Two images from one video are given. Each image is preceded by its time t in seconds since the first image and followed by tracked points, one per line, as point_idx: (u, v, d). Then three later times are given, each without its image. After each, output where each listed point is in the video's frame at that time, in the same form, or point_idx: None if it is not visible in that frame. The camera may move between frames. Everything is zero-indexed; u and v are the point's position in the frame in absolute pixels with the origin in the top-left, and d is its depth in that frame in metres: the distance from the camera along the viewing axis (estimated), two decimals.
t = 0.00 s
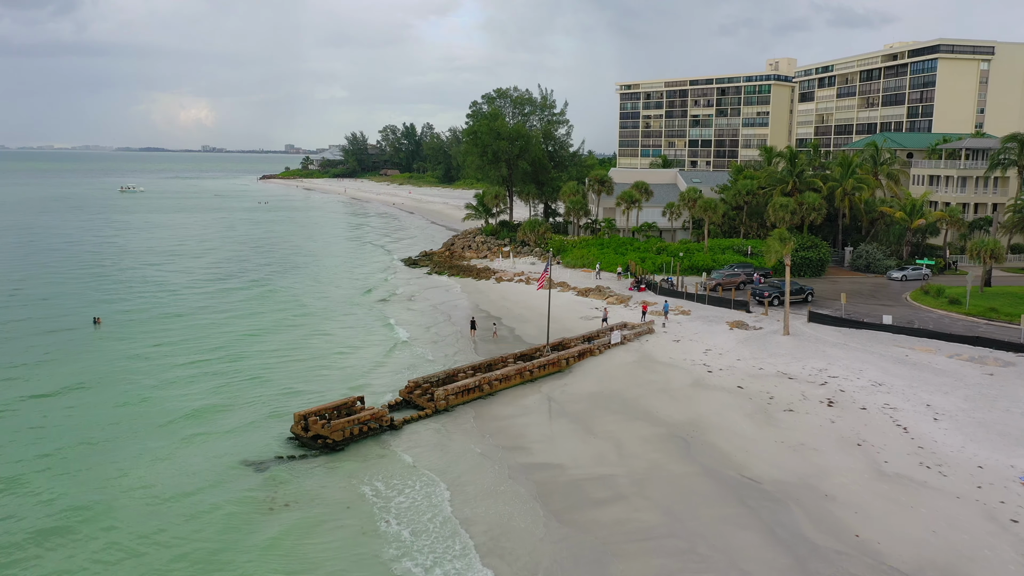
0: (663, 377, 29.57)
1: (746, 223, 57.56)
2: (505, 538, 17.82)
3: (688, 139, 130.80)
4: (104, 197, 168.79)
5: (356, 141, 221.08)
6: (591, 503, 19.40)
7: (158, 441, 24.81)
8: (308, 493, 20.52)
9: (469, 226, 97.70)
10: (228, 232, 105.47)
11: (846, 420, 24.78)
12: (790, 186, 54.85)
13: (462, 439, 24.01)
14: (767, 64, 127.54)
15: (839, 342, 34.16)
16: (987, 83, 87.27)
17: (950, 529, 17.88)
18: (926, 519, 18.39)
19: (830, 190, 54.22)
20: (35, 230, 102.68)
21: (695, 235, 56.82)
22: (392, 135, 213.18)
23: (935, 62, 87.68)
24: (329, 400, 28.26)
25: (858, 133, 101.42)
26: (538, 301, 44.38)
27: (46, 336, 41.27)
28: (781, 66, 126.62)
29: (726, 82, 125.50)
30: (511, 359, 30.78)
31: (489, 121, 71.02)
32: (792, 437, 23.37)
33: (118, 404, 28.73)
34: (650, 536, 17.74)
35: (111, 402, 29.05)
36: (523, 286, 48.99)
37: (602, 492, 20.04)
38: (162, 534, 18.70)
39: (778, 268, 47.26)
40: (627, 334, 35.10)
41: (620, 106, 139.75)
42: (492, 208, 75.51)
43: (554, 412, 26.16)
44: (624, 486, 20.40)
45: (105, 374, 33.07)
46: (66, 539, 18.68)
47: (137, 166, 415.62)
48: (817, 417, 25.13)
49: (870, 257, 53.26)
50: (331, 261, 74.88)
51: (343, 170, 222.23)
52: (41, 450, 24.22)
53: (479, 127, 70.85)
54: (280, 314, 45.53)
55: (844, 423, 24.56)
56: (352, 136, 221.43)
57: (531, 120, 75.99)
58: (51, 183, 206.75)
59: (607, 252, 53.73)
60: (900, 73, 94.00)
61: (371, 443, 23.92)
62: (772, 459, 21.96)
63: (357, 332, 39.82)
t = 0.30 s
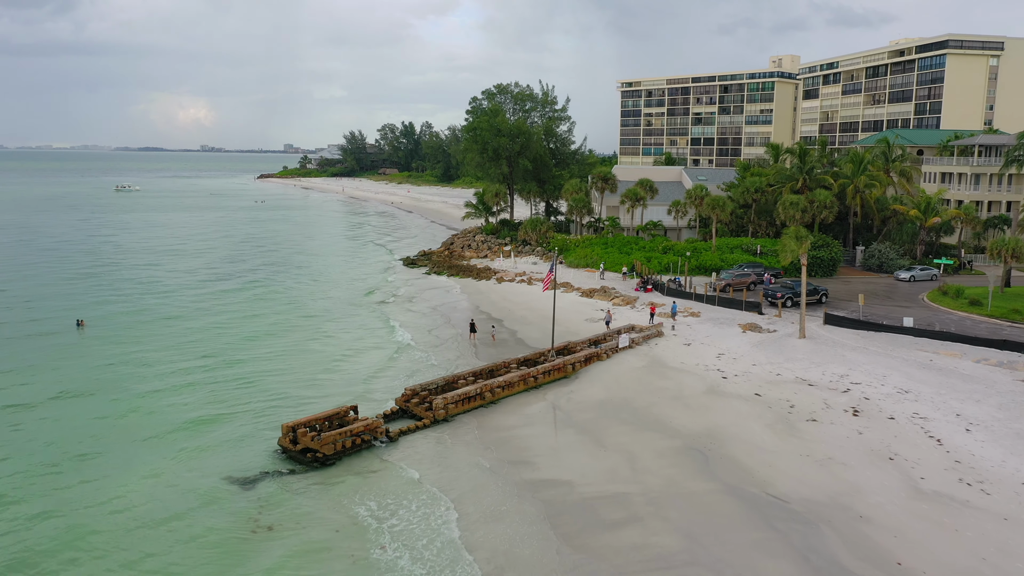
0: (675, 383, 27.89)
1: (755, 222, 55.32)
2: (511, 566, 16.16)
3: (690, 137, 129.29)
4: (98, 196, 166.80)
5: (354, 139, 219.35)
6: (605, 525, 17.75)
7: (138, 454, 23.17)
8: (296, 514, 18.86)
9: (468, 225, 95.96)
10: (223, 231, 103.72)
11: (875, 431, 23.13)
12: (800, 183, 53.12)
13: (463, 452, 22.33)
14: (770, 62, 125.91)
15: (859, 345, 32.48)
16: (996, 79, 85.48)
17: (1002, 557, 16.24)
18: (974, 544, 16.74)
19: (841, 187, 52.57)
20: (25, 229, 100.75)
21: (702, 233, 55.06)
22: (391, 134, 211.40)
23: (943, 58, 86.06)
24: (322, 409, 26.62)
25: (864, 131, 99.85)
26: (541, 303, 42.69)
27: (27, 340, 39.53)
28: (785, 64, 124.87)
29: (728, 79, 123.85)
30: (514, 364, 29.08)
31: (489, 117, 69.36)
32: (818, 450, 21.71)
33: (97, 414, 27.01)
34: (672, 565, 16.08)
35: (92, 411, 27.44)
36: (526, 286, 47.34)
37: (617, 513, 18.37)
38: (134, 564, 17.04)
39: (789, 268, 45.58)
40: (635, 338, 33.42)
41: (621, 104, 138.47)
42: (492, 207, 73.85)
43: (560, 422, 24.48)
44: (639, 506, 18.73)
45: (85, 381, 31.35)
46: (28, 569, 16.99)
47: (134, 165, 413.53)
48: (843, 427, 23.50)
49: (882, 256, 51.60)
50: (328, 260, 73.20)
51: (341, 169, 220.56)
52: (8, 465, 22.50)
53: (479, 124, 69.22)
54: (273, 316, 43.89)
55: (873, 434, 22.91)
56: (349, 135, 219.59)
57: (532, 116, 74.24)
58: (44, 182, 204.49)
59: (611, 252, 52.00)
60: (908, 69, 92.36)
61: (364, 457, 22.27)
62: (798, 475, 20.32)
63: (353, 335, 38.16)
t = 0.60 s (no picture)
0: (689, 391, 26.23)
1: (764, 221, 53.55)
2: None
3: (693, 135, 127.70)
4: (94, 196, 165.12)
5: (352, 138, 217.59)
6: (621, 553, 16.10)
7: (114, 470, 21.58)
8: (280, 539, 17.23)
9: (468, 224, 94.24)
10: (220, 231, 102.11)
11: (908, 444, 21.46)
12: (811, 181, 51.46)
13: (463, 467, 20.65)
14: (773, 59, 124.17)
15: (880, 350, 30.83)
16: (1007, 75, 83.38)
17: None
18: None
19: (853, 185, 50.91)
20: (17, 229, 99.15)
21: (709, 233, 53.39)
22: (389, 132, 209.67)
23: (952, 54, 84.30)
24: (312, 420, 24.99)
25: (870, 129, 98.23)
26: (544, 304, 41.07)
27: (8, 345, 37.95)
28: (789, 61, 122.89)
29: (731, 76, 122.17)
30: (518, 370, 27.41)
31: (489, 114, 67.73)
32: (849, 467, 20.05)
33: (72, 426, 25.39)
34: None
35: (69, 422, 25.85)
36: (528, 287, 45.70)
37: (634, 538, 16.71)
38: None
39: (801, 268, 43.93)
40: (645, 341, 31.72)
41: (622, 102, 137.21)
42: (493, 205, 72.21)
43: (567, 433, 22.79)
44: (658, 530, 17.07)
45: (64, 389, 29.74)
46: None
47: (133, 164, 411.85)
48: (872, 440, 21.81)
49: (896, 256, 49.96)
50: (324, 260, 71.56)
51: (339, 168, 218.93)
52: None
53: (479, 120, 67.58)
54: (266, 318, 42.33)
55: (906, 448, 21.25)
56: (348, 134, 217.88)
57: (533, 113, 72.51)
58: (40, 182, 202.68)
59: (616, 252, 50.31)
60: (915, 66, 90.68)
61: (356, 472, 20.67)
62: (829, 494, 18.67)
63: (348, 339, 36.54)
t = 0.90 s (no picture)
0: (705, 400, 24.53)
1: (773, 219, 51.86)
2: None
3: (695, 133, 126.05)
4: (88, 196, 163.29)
5: (351, 137, 215.80)
6: None
7: (83, 489, 19.86)
8: (261, 571, 15.56)
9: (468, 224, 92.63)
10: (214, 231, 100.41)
11: (947, 459, 19.76)
12: (822, 178, 49.80)
13: (464, 486, 18.95)
14: (777, 56, 122.51)
15: (904, 355, 29.12)
16: (1016, 72, 82.08)
17: None
18: None
19: (865, 181, 49.21)
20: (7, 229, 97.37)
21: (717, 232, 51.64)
22: (388, 131, 208.05)
23: (961, 50, 82.77)
24: (300, 432, 23.29)
25: (876, 126, 96.60)
26: (547, 306, 39.37)
27: None
28: (792, 58, 121.27)
29: (734, 74, 120.60)
30: (522, 377, 25.72)
31: (489, 110, 65.99)
32: (887, 486, 18.34)
33: (43, 438, 23.69)
34: None
35: (40, 433, 24.15)
36: (530, 287, 44.01)
37: (656, 570, 15.02)
38: None
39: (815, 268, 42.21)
40: (656, 345, 30.02)
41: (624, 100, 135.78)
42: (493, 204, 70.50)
43: (577, 446, 21.13)
44: (682, 559, 15.38)
45: (38, 397, 28.03)
46: None
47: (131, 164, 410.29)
48: (908, 455, 20.16)
49: (911, 255, 48.24)
50: (321, 260, 69.89)
51: (338, 168, 217.25)
52: None
53: (479, 116, 65.84)
54: (258, 322, 40.60)
55: (946, 464, 19.55)
56: (346, 133, 216.04)
57: (534, 109, 70.75)
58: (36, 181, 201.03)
59: (621, 252, 48.59)
60: (923, 62, 89.08)
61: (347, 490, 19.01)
62: (868, 517, 16.97)
63: (342, 343, 34.85)
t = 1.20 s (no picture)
0: (724, 410, 22.82)
1: (784, 217, 50.13)
2: None
3: (697, 132, 124.37)
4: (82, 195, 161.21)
5: (349, 136, 213.89)
6: None
7: (49, 511, 18.17)
8: None
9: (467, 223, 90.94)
10: (209, 231, 98.60)
11: (995, 478, 18.07)
12: (834, 175, 48.25)
13: (466, 508, 17.23)
14: (781, 53, 120.81)
15: (932, 360, 27.42)
16: None
17: None
18: None
19: (879, 178, 47.57)
20: None
21: (726, 231, 49.94)
22: (387, 131, 206.29)
23: (971, 45, 81.15)
24: (288, 445, 21.58)
25: (883, 124, 94.94)
26: (551, 308, 37.68)
27: None
28: (796, 55, 119.50)
29: (737, 71, 118.96)
30: (527, 386, 24.04)
31: (489, 105, 64.29)
32: (934, 511, 16.63)
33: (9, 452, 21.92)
34: None
35: (7, 446, 22.36)
36: (532, 288, 42.29)
37: None
38: None
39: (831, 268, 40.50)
40: (668, 350, 28.34)
41: (625, 97, 134.16)
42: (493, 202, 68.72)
43: (589, 462, 19.46)
44: None
45: (10, 406, 26.26)
46: None
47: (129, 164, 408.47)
48: (951, 473, 18.45)
49: (928, 255, 46.52)
50: (317, 260, 68.13)
51: (336, 167, 215.47)
52: None
53: (479, 112, 64.10)
54: (249, 324, 38.91)
55: (994, 483, 17.85)
56: (345, 132, 214.23)
57: (535, 105, 68.97)
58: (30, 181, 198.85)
59: (627, 252, 46.89)
60: (931, 58, 87.45)
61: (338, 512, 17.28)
62: (916, 547, 15.27)
63: (336, 347, 33.13)
